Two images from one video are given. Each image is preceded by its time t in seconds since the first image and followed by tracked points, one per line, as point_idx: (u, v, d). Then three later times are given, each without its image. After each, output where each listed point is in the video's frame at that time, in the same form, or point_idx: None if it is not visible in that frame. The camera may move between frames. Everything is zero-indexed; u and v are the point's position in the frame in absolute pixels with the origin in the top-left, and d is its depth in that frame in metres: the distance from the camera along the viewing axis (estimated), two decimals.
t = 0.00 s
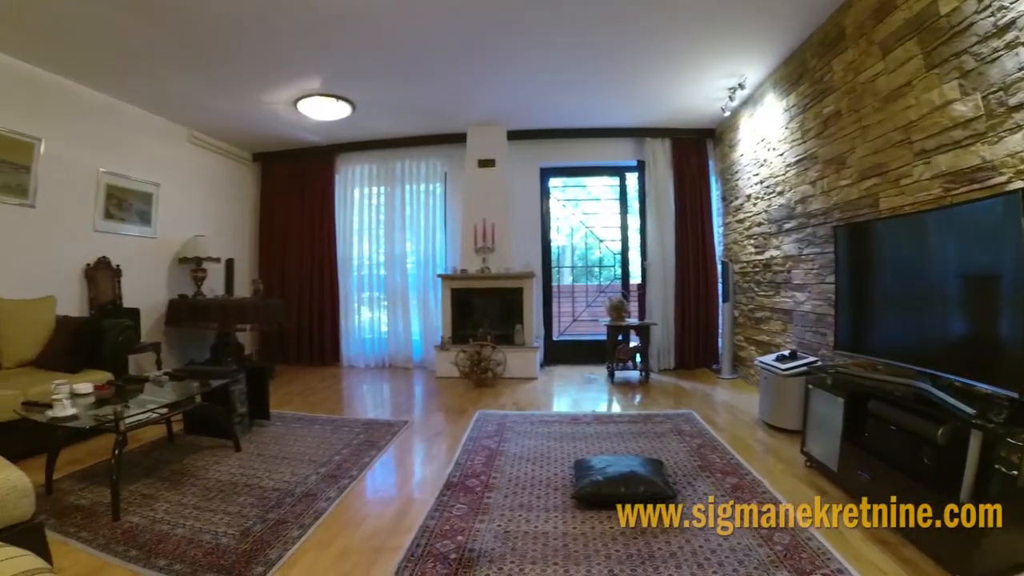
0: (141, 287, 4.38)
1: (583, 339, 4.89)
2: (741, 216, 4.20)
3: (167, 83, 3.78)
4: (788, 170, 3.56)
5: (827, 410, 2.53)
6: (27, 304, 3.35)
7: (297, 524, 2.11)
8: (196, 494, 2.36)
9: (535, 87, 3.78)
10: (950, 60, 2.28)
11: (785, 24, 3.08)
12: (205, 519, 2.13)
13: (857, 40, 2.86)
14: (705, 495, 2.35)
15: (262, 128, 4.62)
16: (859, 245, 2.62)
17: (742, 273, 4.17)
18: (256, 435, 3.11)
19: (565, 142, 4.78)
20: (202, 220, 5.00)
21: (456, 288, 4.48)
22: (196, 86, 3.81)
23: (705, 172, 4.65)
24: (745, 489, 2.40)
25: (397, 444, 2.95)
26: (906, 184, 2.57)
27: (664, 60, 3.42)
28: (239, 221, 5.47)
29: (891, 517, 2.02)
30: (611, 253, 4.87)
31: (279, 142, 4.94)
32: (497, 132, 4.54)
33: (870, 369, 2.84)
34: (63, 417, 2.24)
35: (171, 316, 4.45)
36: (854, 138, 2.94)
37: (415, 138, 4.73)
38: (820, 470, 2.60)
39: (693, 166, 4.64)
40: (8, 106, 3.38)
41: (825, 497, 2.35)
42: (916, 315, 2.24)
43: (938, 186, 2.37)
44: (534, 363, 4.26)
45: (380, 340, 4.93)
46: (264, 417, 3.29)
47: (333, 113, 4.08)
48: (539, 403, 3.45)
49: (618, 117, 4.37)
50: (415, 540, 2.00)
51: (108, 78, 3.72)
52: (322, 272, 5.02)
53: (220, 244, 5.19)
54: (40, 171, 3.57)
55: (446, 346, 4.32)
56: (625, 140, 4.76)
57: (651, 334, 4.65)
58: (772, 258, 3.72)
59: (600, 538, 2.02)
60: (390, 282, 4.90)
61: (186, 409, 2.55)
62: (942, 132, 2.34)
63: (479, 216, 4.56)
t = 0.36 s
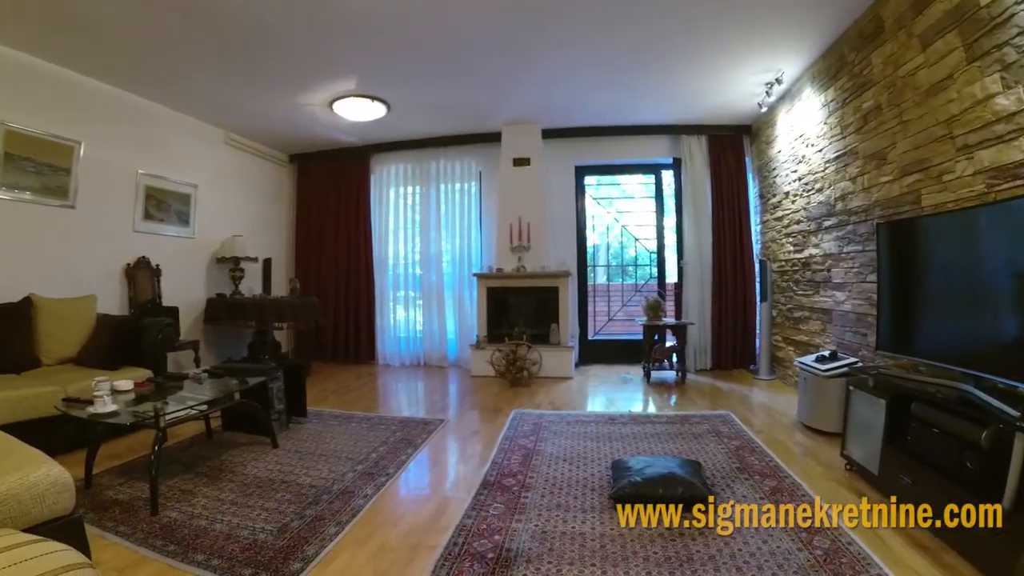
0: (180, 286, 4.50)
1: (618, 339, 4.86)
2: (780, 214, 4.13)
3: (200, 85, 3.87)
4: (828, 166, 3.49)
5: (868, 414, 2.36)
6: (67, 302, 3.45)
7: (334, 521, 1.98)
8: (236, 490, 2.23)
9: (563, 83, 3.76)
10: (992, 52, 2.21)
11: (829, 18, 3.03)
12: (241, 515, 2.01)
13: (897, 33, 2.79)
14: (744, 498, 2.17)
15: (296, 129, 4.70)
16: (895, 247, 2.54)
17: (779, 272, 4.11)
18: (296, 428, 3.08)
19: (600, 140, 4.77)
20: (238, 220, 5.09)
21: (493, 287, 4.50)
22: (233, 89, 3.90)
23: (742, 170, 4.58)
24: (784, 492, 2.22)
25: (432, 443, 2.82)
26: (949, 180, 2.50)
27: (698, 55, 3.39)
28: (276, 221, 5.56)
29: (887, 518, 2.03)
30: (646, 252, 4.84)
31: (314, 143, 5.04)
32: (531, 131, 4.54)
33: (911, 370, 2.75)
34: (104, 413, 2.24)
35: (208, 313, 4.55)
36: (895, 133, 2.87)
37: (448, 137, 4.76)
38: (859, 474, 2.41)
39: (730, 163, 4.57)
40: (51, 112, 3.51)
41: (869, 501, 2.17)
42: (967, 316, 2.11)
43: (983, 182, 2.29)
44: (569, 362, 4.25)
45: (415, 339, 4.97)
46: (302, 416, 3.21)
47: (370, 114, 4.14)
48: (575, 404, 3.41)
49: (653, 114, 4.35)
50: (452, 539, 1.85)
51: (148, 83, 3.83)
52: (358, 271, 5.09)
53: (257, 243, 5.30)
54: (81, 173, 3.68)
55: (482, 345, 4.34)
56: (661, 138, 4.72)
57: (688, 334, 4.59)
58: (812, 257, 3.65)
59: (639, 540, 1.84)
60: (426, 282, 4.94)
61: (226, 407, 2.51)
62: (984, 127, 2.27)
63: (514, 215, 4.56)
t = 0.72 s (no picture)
0: (202, 286, 4.56)
1: (639, 340, 4.84)
2: (802, 213, 4.08)
3: (217, 87, 3.92)
4: (852, 164, 3.44)
5: (893, 416, 2.26)
6: (89, 302, 3.53)
7: (356, 522, 1.90)
8: (256, 490, 2.23)
9: (577, 81, 3.74)
10: (1017, 48, 2.17)
11: (854, 15, 3.00)
12: (264, 514, 2.00)
13: (920, 29, 2.75)
14: (766, 501, 2.06)
15: (315, 129, 4.75)
16: (918, 249, 2.48)
17: (802, 271, 4.07)
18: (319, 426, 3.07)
19: (619, 139, 4.75)
20: (259, 220, 5.14)
21: (514, 287, 4.49)
22: (252, 90, 3.95)
23: (764, 169, 4.53)
24: (809, 496, 2.11)
25: (453, 445, 2.71)
26: (975, 178, 2.45)
27: (716, 52, 3.38)
28: (297, 221, 5.61)
29: (887, 518, 1.96)
30: (666, 252, 4.82)
31: (333, 143, 5.09)
32: (551, 130, 4.54)
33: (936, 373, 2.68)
34: (126, 412, 2.25)
35: (228, 313, 4.60)
36: (921, 131, 2.82)
37: (468, 137, 4.78)
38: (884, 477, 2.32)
39: (752, 162, 4.52)
40: (75, 114, 3.58)
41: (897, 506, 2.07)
42: (996, 320, 2.03)
43: (1009, 180, 2.24)
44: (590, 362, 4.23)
45: (435, 339, 4.99)
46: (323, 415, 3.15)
47: (389, 115, 4.18)
48: (596, 405, 3.39)
49: (674, 112, 4.34)
50: (473, 541, 1.76)
51: (168, 85, 3.90)
52: (378, 271, 5.13)
53: (278, 243, 5.35)
54: (103, 174, 3.75)
55: (501, 346, 4.35)
56: (682, 136, 4.70)
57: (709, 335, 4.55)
58: (835, 256, 3.60)
59: (662, 544, 1.73)
60: (446, 282, 4.95)
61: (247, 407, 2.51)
62: (1010, 124, 2.22)
63: (534, 214, 4.56)
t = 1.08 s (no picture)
0: (206, 286, 4.56)
1: (645, 341, 4.82)
2: (810, 212, 4.04)
3: (219, 87, 3.92)
4: (860, 162, 3.40)
5: (904, 418, 2.23)
6: (93, 303, 3.53)
7: (357, 525, 1.88)
8: (258, 492, 2.24)
9: (580, 79, 3.71)
10: None
11: (862, 12, 2.97)
12: (265, 517, 1.99)
13: (929, 25, 2.72)
14: (772, 505, 2.02)
15: (319, 129, 4.74)
16: (927, 248, 2.45)
17: (809, 271, 4.04)
18: (322, 428, 3.05)
19: (625, 138, 4.72)
20: (263, 221, 5.14)
21: (518, 287, 4.47)
22: (256, 91, 3.95)
23: (772, 167, 4.50)
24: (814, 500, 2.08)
25: (458, 446, 2.70)
26: (985, 177, 2.41)
27: (723, 49, 3.33)
28: (302, 221, 5.60)
29: (887, 518, 1.95)
30: (672, 251, 4.79)
31: (337, 143, 5.07)
32: (556, 129, 4.52)
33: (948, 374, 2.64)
34: (127, 414, 2.25)
35: (233, 314, 4.60)
36: (930, 129, 2.78)
37: (472, 137, 4.76)
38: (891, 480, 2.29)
39: (758, 160, 4.49)
40: (80, 116, 3.59)
41: (902, 510, 2.03)
42: (1011, 322, 1.98)
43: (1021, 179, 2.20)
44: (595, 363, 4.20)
45: (440, 339, 4.97)
46: (326, 416, 3.12)
47: (393, 115, 4.16)
48: (602, 406, 3.37)
49: (680, 110, 4.31)
50: (475, 546, 1.73)
51: (171, 86, 3.90)
52: (382, 272, 5.12)
53: (283, 244, 5.35)
54: (106, 175, 3.76)
55: (507, 346, 4.33)
56: (688, 135, 4.66)
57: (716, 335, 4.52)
58: (843, 256, 3.56)
59: (668, 550, 1.69)
60: (451, 281, 4.93)
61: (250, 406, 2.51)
62: (1021, 122, 2.18)
63: (539, 214, 4.53)
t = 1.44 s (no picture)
0: (199, 286, 4.47)
1: (646, 340, 4.72)
2: (815, 208, 3.93)
3: (209, 82, 3.82)
4: (867, 156, 3.29)
5: (917, 422, 2.12)
6: (81, 303, 3.45)
7: (342, 537, 1.79)
8: (241, 500, 2.15)
9: (580, 73, 3.61)
10: None
11: None
12: (247, 527, 1.91)
13: (941, 14, 2.61)
14: (779, 516, 1.91)
15: (314, 125, 4.64)
16: (938, 245, 2.34)
17: (814, 269, 3.94)
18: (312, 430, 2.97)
19: (626, 132, 4.61)
20: (258, 218, 5.04)
21: (517, 285, 4.38)
22: (250, 86, 3.86)
23: (776, 162, 4.39)
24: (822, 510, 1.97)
25: (453, 449, 2.60)
26: (1000, 171, 2.31)
27: (728, 42, 3.23)
28: (298, 219, 5.50)
29: (887, 518, 1.93)
30: (674, 249, 4.69)
31: (332, 138, 4.97)
32: (555, 124, 4.41)
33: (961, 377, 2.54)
34: (106, 419, 2.16)
35: (225, 314, 4.51)
36: (941, 121, 2.68)
37: (470, 132, 4.66)
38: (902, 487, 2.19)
39: (763, 156, 4.38)
40: (67, 111, 3.50)
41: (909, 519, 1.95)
42: None
43: None
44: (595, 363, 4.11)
45: (437, 338, 4.88)
46: (317, 419, 3.03)
47: (389, 109, 4.06)
48: (602, 407, 3.27)
49: (682, 105, 4.20)
50: (465, 560, 1.63)
51: (162, 81, 3.81)
52: (378, 270, 5.02)
53: (279, 242, 5.25)
54: (95, 173, 3.67)
55: (505, 346, 4.24)
56: (691, 130, 4.56)
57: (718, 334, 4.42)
58: (850, 253, 3.45)
59: (670, 566, 1.59)
60: (448, 279, 4.84)
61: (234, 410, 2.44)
62: None
63: (538, 210, 4.43)
